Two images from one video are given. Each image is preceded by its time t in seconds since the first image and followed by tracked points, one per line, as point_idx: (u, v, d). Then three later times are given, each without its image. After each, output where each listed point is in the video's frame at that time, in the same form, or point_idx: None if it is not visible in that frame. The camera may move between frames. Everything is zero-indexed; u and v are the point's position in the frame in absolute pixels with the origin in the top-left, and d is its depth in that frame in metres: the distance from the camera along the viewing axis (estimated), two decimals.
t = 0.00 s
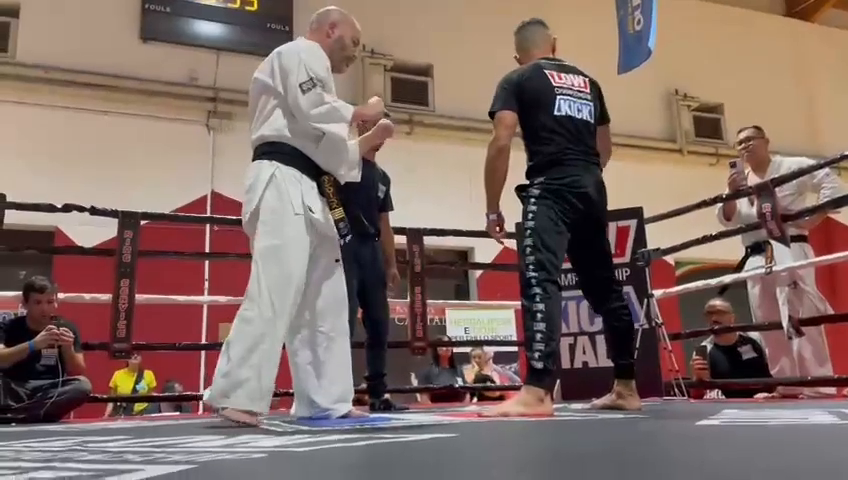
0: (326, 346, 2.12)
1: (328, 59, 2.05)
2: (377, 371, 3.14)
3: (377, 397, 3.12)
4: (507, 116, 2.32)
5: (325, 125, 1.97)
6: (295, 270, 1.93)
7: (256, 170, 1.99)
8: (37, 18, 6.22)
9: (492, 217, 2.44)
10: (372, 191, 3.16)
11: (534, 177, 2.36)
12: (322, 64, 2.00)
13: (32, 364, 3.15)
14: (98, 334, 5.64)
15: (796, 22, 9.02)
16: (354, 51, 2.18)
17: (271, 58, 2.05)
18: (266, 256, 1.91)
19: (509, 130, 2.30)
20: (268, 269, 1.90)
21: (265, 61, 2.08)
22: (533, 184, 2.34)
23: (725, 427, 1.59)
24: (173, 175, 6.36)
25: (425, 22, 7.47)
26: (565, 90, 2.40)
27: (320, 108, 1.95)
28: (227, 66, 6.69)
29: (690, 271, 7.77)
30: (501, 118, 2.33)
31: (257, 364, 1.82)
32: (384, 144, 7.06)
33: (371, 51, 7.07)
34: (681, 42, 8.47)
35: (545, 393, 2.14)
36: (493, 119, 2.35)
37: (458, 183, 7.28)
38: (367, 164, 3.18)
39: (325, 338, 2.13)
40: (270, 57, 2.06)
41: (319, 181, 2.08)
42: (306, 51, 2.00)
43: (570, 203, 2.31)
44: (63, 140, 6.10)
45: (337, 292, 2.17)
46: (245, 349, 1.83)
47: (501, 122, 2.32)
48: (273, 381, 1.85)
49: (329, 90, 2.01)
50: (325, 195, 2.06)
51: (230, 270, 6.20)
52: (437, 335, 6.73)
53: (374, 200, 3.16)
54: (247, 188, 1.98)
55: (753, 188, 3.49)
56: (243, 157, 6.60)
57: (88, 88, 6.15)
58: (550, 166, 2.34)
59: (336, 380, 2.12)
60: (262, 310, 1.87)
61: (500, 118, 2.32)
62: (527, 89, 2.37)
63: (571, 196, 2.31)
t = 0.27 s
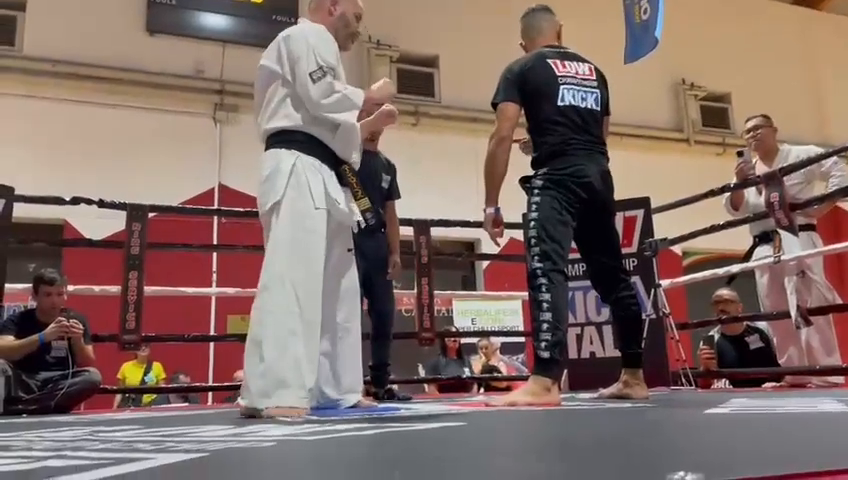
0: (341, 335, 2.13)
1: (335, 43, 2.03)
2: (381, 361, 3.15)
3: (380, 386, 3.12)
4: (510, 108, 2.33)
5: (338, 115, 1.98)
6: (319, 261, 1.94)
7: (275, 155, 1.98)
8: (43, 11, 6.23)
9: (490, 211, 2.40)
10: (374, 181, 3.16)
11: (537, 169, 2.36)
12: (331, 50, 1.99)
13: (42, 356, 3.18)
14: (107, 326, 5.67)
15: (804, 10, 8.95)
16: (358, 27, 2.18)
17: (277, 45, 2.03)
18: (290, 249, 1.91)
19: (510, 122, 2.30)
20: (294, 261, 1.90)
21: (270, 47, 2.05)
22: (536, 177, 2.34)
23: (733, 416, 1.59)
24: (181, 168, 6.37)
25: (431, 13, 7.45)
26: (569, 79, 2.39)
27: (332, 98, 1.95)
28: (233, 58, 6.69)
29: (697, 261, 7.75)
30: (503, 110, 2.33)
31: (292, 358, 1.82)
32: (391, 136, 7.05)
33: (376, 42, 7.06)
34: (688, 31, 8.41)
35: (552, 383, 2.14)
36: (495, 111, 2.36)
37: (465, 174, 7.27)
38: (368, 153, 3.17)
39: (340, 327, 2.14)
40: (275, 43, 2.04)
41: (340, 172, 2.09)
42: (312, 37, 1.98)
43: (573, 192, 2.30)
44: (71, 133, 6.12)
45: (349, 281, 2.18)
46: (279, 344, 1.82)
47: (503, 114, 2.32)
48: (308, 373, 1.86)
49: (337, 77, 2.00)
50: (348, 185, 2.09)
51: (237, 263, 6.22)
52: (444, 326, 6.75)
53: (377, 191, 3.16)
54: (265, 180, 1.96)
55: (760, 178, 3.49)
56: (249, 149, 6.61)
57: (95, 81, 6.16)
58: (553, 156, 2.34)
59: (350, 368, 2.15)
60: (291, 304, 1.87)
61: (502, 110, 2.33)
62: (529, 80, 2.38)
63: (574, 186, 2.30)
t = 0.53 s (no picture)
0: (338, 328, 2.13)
1: (335, 29, 2.02)
2: (385, 358, 3.14)
3: (383, 383, 3.13)
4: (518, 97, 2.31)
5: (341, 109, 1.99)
6: (320, 255, 1.94)
7: (271, 144, 1.95)
8: (44, 7, 6.22)
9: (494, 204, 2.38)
10: (381, 179, 3.14)
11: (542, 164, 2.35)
12: (334, 41, 1.98)
13: (47, 353, 3.18)
14: (111, 322, 5.68)
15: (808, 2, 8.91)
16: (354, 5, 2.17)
17: (276, 27, 1.99)
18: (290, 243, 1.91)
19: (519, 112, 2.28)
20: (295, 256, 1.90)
21: (267, 28, 2.01)
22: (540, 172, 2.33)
23: (737, 411, 1.58)
24: (183, 164, 6.38)
25: (432, 7, 7.43)
26: (577, 73, 2.38)
27: (338, 93, 1.95)
28: (234, 54, 6.69)
29: (701, 255, 7.74)
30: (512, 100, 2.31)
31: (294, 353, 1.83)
32: (393, 131, 7.05)
33: (378, 37, 7.04)
34: (691, 24, 8.38)
35: (555, 378, 2.13)
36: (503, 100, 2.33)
37: (467, 169, 7.26)
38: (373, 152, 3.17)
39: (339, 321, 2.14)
40: (273, 24, 2.00)
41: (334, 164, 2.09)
42: (315, 25, 1.96)
43: (577, 189, 2.31)
44: (73, 130, 6.12)
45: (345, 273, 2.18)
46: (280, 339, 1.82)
47: (512, 103, 2.30)
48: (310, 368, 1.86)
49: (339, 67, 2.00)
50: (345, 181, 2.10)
51: (240, 259, 6.23)
52: (447, 321, 6.75)
53: (386, 188, 3.14)
54: (257, 169, 1.93)
55: (764, 171, 3.48)
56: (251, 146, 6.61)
57: (97, 77, 6.16)
58: (559, 152, 2.33)
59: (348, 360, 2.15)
60: (291, 299, 1.87)
61: (511, 99, 2.30)
62: (538, 71, 2.35)
63: (577, 182, 2.31)
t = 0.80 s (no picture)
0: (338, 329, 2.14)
1: (327, 24, 2.03)
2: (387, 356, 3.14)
3: (384, 382, 3.12)
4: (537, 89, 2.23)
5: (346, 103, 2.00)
6: (322, 256, 1.94)
7: (277, 145, 1.96)
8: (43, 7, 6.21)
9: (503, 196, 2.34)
10: (383, 179, 3.13)
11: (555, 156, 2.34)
12: (330, 37, 1.99)
13: (47, 354, 3.18)
14: (112, 322, 5.69)
15: None
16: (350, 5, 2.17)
17: (271, 29, 1.99)
18: (293, 244, 1.91)
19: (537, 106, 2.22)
20: (297, 256, 1.90)
21: (262, 31, 2.01)
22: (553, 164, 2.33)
23: (738, 408, 1.59)
24: (183, 163, 6.37)
25: (432, 5, 7.41)
26: (592, 72, 2.40)
27: (341, 87, 1.97)
28: (233, 52, 6.68)
29: (701, 251, 7.73)
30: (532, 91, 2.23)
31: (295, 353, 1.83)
32: (393, 129, 7.04)
33: (377, 35, 7.03)
34: (690, 18, 8.37)
35: (556, 376, 2.13)
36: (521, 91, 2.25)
37: (467, 167, 7.26)
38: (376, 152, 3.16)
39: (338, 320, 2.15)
40: (268, 27, 2.00)
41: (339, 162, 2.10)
42: (309, 22, 1.96)
43: (585, 185, 2.31)
44: (73, 130, 6.12)
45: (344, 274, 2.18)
46: (281, 339, 1.82)
47: (529, 95, 2.22)
48: (310, 368, 1.87)
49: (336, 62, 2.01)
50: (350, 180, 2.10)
51: (240, 258, 6.23)
52: (448, 319, 6.75)
53: (388, 188, 3.14)
54: (262, 171, 1.94)
55: (764, 167, 3.47)
56: (251, 145, 6.60)
57: (96, 77, 6.15)
58: (572, 147, 2.33)
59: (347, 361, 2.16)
60: (293, 300, 1.87)
61: (530, 91, 2.23)
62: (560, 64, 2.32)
63: (586, 180, 2.30)
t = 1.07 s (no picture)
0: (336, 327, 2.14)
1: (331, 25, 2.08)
2: (386, 355, 3.14)
3: (384, 381, 3.12)
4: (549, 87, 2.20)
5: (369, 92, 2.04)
6: (318, 253, 1.94)
7: (272, 144, 1.96)
8: (40, 8, 6.20)
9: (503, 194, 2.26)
10: (381, 178, 3.12)
11: (557, 151, 2.33)
12: (340, 34, 2.03)
13: (47, 355, 3.18)
14: (111, 323, 5.69)
15: None
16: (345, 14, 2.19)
17: (280, 31, 2.02)
18: (288, 241, 1.91)
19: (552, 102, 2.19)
20: (292, 254, 1.90)
21: (270, 34, 2.02)
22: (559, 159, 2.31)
23: (736, 404, 1.59)
24: (181, 164, 6.37)
25: (429, 4, 7.41)
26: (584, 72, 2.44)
27: (362, 75, 2.02)
28: (231, 52, 6.67)
29: (700, 248, 7.74)
30: (543, 88, 2.20)
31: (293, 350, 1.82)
32: (392, 128, 7.04)
33: (374, 34, 7.02)
34: (687, 15, 8.37)
35: (554, 374, 2.14)
36: (532, 89, 2.21)
37: (466, 165, 7.26)
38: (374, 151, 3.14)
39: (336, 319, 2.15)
40: (277, 30, 2.02)
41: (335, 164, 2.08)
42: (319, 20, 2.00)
43: (583, 184, 2.29)
44: (71, 131, 6.12)
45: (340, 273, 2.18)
46: (278, 336, 1.82)
47: (544, 92, 2.20)
48: (308, 365, 1.86)
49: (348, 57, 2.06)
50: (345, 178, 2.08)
51: (239, 258, 6.23)
52: (448, 318, 6.75)
53: (386, 187, 3.13)
54: (261, 170, 1.94)
55: (762, 163, 3.47)
56: (249, 144, 6.60)
57: (94, 78, 6.15)
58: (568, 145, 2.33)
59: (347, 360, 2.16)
60: (289, 297, 1.87)
61: (544, 88, 2.20)
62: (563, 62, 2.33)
63: (589, 176, 2.32)
